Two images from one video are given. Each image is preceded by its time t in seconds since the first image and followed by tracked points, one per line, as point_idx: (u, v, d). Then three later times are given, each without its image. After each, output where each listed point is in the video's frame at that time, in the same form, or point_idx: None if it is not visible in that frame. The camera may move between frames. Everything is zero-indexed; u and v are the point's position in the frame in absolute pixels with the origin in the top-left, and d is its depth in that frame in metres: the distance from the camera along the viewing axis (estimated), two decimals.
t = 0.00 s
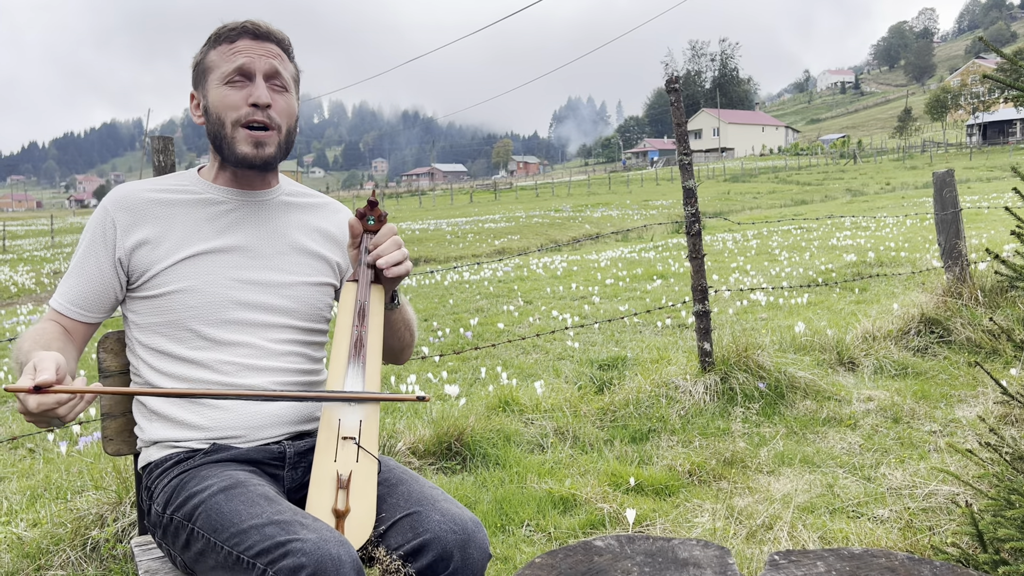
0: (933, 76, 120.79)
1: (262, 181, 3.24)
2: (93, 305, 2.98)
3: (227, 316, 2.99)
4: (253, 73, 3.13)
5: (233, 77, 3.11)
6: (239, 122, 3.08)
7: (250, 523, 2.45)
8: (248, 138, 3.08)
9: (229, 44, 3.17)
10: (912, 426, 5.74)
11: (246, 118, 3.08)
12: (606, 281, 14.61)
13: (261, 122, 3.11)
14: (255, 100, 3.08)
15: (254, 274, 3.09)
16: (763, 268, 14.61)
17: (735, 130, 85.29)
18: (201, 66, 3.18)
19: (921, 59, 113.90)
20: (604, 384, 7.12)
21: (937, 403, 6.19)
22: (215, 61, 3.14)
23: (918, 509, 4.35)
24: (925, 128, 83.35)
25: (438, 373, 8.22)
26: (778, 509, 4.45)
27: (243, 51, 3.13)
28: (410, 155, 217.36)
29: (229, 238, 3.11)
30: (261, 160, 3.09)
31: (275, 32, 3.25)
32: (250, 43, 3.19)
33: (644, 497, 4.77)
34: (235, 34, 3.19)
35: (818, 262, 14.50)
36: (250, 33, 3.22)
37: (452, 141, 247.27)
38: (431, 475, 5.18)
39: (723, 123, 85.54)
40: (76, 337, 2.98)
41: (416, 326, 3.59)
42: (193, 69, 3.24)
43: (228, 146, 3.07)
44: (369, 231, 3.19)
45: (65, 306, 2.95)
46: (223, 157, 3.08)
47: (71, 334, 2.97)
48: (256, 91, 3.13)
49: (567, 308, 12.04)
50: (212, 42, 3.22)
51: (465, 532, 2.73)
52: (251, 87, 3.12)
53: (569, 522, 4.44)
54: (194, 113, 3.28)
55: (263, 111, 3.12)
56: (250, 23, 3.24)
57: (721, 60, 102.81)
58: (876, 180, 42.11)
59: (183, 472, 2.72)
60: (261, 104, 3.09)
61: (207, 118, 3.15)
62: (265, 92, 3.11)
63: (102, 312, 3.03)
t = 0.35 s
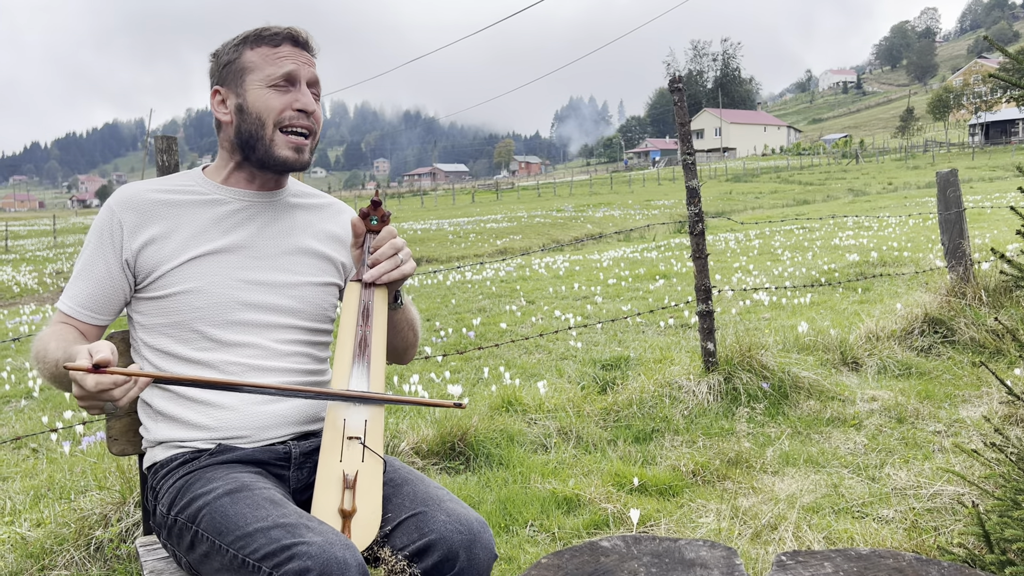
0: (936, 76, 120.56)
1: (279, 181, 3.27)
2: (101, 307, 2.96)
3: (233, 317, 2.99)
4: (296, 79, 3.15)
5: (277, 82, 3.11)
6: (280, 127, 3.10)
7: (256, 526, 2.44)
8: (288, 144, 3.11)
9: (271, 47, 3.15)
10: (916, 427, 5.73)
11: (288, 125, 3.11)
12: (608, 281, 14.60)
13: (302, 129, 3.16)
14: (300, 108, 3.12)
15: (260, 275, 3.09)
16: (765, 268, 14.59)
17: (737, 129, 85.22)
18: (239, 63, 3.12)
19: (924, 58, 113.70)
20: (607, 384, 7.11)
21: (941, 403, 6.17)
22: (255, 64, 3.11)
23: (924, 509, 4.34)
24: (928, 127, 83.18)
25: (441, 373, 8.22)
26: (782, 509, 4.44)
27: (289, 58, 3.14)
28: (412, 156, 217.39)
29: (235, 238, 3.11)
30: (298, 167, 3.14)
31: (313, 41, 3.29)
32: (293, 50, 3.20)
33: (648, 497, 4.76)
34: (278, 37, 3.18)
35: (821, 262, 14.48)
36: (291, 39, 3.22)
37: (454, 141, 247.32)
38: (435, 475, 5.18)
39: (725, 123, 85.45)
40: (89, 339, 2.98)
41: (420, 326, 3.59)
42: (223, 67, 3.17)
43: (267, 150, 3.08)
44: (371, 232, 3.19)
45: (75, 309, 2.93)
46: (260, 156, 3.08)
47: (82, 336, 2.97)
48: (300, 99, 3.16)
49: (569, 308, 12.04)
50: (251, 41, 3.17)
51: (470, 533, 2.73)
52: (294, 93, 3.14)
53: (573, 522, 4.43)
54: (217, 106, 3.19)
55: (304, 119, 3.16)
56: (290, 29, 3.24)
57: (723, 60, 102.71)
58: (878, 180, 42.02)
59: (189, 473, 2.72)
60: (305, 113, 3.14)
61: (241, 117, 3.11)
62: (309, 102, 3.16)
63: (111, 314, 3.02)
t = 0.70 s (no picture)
0: (938, 75, 120.36)
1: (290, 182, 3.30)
2: (99, 307, 2.98)
3: (235, 319, 2.99)
4: (310, 84, 3.18)
5: (292, 87, 3.13)
6: (299, 131, 3.14)
7: (256, 524, 2.45)
8: (308, 147, 3.16)
9: (283, 52, 3.16)
10: (919, 428, 5.71)
11: (306, 129, 3.15)
12: (610, 282, 14.61)
13: (319, 133, 3.21)
14: (317, 111, 3.16)
15: (261, 277, 3.09)
16: (767, 268, 14.59)
17: (739, 129, 85.20)
18: (251, 69, 3.12)
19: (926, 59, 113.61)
20: (609, 385, 7.11)
21: (943, 404, 6.16)
22: (268, 69, 3.12)
23: (925, 511, 4.34)
24: (931, 127, 83.01)
25: (443, 373, 8.23)
26: (784, 511, 4.43)
27: (302, 63, 3.17)
28: (414, 156, 217.51)
29: (237, 240, 3.11)
30: (317, 170, 3.20)
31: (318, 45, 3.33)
32: (304, 55, 3.23)
33: (649, 498, 4.76)
34: (289, 42, 3.20)
35: (823, 262, 14.48)
36: (300, 43, 3.24)
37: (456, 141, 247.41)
38: (436, 476, 5.18)
39: (727, 123, 85.44)
40: (84, 339, 2.99)
41: (421, 328, 3.59)
42: (233, 71, 3.15)
43: (287, 153, 3.12)
44: (380, 231, 3.20)
45: (72, 309, 2.94)
46: (279, 159, 3.11)
47: (76, 336, 2.97)
48: (316, 102, 3.20)
49: (571, 308, 12.06)
50: (260, 45, 3.17)
51: (470, 535, 2.73)
52: (309, 98, 3.17)
53: (574, 523, 4.43)
54: (226, 110, 3.17)
55: (321, 124, 3.22)
56: (299, 33, 3.25)
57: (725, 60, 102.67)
58: (881, 180, 41.96)
59: (189, 473, 2.73)
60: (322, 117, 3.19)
61: (256, 122, 3.11)
62: (325, 107, 3.21)
63: (107, 314, 3.03)
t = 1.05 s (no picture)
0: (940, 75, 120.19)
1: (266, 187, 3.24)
2: (102, 313, 2.98)
3: (230, 322, 2.99)
4: (267, 87, 3.11)
5: (246, 90, 3.08)
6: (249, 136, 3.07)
7: (250, 532, 2.44)
8: (257, 152, 3.08)
9: (245, 54, 3.11)
10: (919, 429, 5.70)
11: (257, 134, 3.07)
12: (611, 282, 14.61)
13: (273, 138, 3.11)
14: (269, 116, 3.08)
15: (256, 279, 3.09)
16: (768, 268, 14.57)
17: (741, 129, 85.20)
18: (213, 71, 3.12)
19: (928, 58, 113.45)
20: (609, 386, 7.10)
21: (943, 405, 6.15)
22: (227, 72, 3.09)
23: (925, 513, 4.33)
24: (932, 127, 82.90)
25: (444, 374, 8.23)
26: (783, 512, 4.43)
27: (260, 64, 3.10)
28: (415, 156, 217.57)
29: (231, 242, 3.10)
30: (268, 177, 3.10)
31: (290, 45, 3.22)
32: (267, 56, 3.14)
33: (648, 500, 4.75)
34: (252, 43, 3.14)
35: (824, 262, 14.48)
36: (267, 44, 3.17)
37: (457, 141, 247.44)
38: (435, 477, 5.18)
39: (729, 123, 85.43)
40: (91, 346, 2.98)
41: (417, 329, 3.59)
42: (203, 73, 3.17)
43: (235, 158, 3.07)
44: (365, 235, 3.19)
45: (77, 316, 2.94)
46: (229, 165, 3.07)
47: (84, 342, 2.97)
48: (272, 106, 3.11)
49: (572, 308, 12.06)
50: (226, 47, 3.15)
51: (467, 539, 2.73)
52: (263, 102, 3.09)
53: (573, 525, 4.42)
54: (199, 113, 3.23)
55: (276, 128, 3.12)
56: (267, 34, 3.18)
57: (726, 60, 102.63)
58: (882, 180, 41.94)
59: (184, 478, 2.73)
60: (275, 122, 3.09)
61: (214, 125, 3.12)
62: (280, 111, 3.11)
63: (110, 320, 3.02)
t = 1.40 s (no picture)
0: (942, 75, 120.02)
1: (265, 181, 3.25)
2: (101, 316, 2.97)
3: (228, 323, 2.99)
4: (261, 81, 3.10)
5: (241, 86, 3.07)
6: (250, 132, 3.07)
7: (251, 530, 2.44)
8: (260, 147, 3.09)
9: (235, 50, 3.10)
10: (921, 429, 5.68)
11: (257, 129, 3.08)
12: (612, 281, 14.59)
13: (274, 131, 3.12)
14: (267, 111, 3.08)
15: (254, 280, 3.09)
16: (770, 268, 14.55)
17: (742, 129, 85.15)
18: (204, 70, 3.10)
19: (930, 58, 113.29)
20: (610, 385, 7.10)
21: (945, 405, 6.13)
22: (219, 69, 3.08)
23: (926, 513, 4.32)
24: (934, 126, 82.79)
25: (444, 374, 8.22)
26: (784, 512, 4.42)
27: (252, 59, 3.09)
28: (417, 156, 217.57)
29: (228, 243, 3.10)
30: (273, 170, 3.12)
31: (278, 36, 3.21)
32: (257, 49, 3.13)
33: (649, 500, 4.74)
34: (241, 38, 3.13)
35: (825, 262, 14.46)
36: (255, 37, 3.16)
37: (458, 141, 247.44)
38: (436, 477, 5.17)
39: (730, 123, 85.37)
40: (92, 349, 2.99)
41: (415, 325, 3.58)
42: (191, 73, 3.15)
43: (238, 155, 3.07)
44: (366, 234, 3.20)
45: (77, 321, 2.93)
46: (233, 163, 3.07)
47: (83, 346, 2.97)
48: (269, 100, 3.11)
49: (573, 308, 12.06)
50: (214, 44, 3.13)
51: (465, 537, 2.72)
52: (260, 97, 3.09)
53: (574, 525, 4.42)
54: (191, 113, 3.20)
55: (276, 121, 3.13)
56: (253, 27, 3.16)
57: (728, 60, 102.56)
58: (883, 180, 41.87)
59: (185, 476, 2.73)
60: (274, 116, 3.10)
61: (211, 124, 3.10)
62: (277, 104, 3.12)
63: (109, 323, 3.02)
